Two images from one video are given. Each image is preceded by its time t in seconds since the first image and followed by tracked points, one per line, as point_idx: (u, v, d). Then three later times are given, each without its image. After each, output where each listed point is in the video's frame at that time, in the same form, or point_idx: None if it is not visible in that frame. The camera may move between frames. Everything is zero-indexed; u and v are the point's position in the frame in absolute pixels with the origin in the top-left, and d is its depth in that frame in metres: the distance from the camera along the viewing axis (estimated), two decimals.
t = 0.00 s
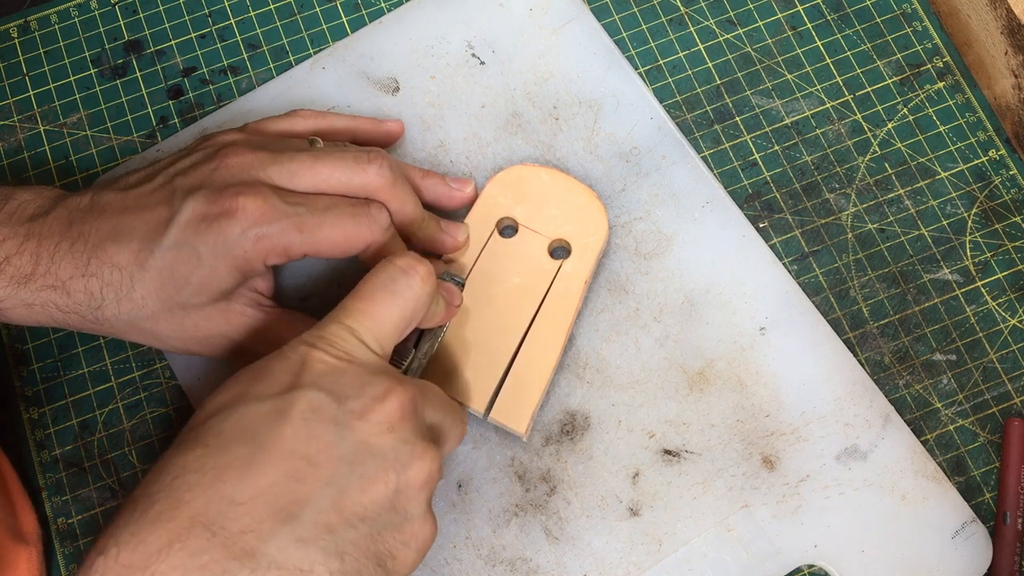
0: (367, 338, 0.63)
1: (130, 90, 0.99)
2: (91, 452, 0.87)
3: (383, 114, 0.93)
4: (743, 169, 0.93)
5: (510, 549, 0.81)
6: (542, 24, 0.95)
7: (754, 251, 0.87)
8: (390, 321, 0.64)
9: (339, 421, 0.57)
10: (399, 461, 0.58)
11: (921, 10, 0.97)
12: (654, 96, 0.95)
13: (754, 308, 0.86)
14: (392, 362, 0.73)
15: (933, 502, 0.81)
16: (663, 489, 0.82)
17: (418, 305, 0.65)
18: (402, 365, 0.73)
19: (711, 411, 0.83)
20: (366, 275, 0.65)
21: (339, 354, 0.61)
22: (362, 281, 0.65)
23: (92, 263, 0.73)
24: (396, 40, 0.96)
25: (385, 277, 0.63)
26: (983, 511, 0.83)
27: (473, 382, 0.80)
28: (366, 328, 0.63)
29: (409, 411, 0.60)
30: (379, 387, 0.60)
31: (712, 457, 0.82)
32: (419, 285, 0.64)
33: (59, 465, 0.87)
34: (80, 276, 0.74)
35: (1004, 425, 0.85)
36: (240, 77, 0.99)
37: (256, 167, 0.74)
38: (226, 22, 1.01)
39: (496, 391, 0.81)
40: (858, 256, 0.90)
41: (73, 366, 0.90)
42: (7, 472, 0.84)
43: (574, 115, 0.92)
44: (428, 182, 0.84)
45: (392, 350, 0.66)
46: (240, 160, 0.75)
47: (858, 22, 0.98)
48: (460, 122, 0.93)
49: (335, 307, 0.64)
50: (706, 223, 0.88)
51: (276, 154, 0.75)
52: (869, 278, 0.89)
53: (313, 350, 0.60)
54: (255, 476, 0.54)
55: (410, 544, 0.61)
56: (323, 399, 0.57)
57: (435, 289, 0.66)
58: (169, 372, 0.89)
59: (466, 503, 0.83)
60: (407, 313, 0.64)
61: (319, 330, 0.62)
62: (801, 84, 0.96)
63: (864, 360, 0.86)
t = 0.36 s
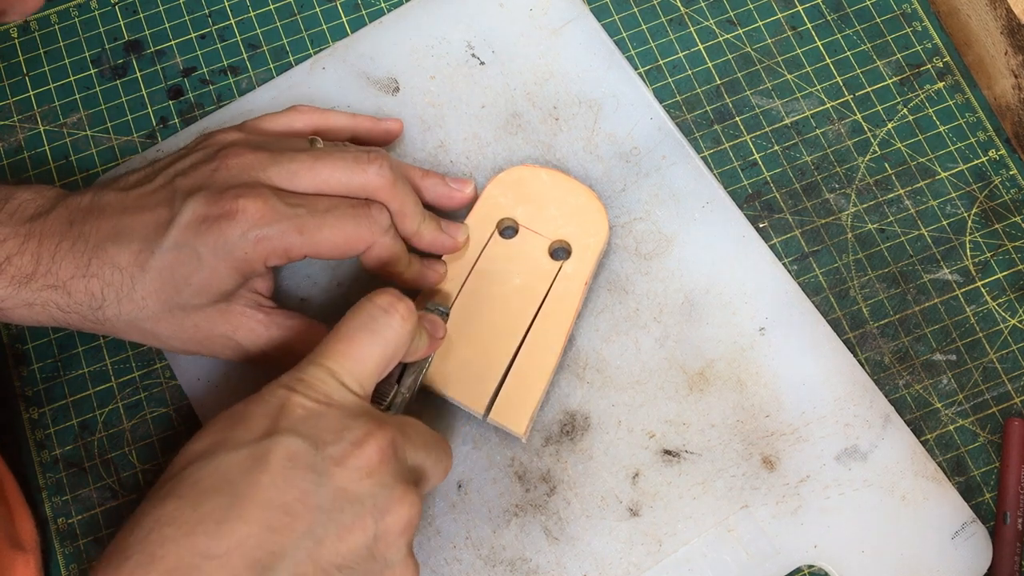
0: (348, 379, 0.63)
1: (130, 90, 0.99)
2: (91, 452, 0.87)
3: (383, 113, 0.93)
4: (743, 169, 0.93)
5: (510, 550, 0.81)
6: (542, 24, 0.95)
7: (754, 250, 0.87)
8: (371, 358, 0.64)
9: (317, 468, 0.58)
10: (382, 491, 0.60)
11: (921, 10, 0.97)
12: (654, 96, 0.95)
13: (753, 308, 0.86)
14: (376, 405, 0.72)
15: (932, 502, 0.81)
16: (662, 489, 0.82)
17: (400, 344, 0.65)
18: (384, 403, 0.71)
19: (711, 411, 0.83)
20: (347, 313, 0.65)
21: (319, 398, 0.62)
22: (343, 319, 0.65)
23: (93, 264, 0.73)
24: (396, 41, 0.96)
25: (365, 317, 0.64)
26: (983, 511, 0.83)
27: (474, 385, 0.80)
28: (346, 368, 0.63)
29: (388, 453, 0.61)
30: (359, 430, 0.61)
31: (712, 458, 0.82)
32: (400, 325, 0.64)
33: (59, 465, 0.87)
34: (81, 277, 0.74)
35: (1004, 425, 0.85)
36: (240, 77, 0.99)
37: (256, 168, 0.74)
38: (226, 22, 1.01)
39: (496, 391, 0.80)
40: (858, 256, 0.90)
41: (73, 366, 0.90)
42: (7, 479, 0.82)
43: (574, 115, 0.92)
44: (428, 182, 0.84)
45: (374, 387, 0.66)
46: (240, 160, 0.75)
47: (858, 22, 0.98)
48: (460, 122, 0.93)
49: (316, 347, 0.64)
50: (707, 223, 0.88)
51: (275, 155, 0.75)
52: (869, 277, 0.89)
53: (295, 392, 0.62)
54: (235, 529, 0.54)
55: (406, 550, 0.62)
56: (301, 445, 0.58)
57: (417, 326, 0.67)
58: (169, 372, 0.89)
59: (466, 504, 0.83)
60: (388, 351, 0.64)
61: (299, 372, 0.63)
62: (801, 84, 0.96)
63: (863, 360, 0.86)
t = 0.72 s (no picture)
0: (322, 435, 0.66)
1: (130, 90, 0.99)
2: (91, 452, 0.88)
3: (383, 113, 0.93)
4: (743, 169, 0.93)
5: (510, 550, 0.81)
6: (542, 24, 0.95)
7: (754, 249, 0.87)
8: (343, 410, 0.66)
9: (289, 532, 0.63)
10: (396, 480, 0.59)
11: (922, 10, 0.97)
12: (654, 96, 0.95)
13: (754, 308, 0.86)
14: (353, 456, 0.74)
15: (932, 503, 0.81)
16: (662, 489, 0.82)
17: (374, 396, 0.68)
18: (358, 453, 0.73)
19: (711, 412, 0.83)
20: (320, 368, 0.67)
21: (291, 457, 0.65)
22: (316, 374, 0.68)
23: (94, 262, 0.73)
24: (396, 41, 0.96)
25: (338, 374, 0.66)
26: (983, 511, 0.83)
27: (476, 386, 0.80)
28: (319, 425, 0.66)
29: (361, 514, 0.65)
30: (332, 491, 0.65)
31: (712, 458, 0.82)
32: (375, 378, 0.66)
33: (59, 465, 0.87)
34: (82, 275, 0.74)
35: (1004, 425, 0.84)
36: (241, 77, 0.99)
37: (258, 168, 0.74)
38: (226, 22, 1.01)
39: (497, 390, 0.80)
40: (858, 256, 0.89)
41: (73, 366, 0.90)
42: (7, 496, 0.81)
43: (574, 115, 0.92)
44: (428, 182, 0.84)
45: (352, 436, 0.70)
46: (241, 159, 0.75)
47: (858, 22, 0.98)
48: (460, 122, 0.93)
49: (292, 402, 0.67)
50: (706, 223, 0.88)
51: (276, 154, 0.75)
52: (869, 277, 0.89)
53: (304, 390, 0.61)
54: None
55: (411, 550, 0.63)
56: (273, 510, 0.63)
57: (394, 375, 0.69)
58: (169, 372, 0.89)
59: (466, 504, 0.83)
60: (364, 404, 0.67)
61: (272, 430, 0.66)
62: (801, 84, 0.96)
63: (864, 360, 0.86)
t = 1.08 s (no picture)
0: (294, 551, 0.67)
1: (132, 86, 0.99)
2: (93, 449, 0.87)
3: (385, 111, 0.93)
4: (745, 168, 0.93)
5: (508, 551, 0.81)
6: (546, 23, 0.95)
7: (757, 252, 0.87)
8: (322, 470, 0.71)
9: None
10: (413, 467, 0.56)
11: (925, 9, 0.97)
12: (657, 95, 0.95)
13: (755, 314, 0.85)
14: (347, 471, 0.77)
15: (932, 511, 0.81)
16: (661, 494, 0.82)
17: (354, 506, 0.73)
18: (321, 552, 0.72)
19: (711, 417, 0.83)
20: (297, 484, 0.71)
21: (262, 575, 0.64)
22: (291, 490, 0.70)
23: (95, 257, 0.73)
24: (399, 39, 0.96)
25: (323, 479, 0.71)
26: (985, 509, 0.83)
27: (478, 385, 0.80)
28: (292, 542, 0.67)
29: None
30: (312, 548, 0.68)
31: (711, 464, 0.82)
32: (361, 499, 0.72)
33: (60, 461, 0.87)
34: (82, 269, 0.74)
35: (1007, 423, 0.84)
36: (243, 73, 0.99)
37: (262, 166, 0.74)
38: (229, 19, 1.01)
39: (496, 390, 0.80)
40: (860, 254, 0.89)
41: (74, 363, 0.90)
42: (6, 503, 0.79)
43: (578, 117, 0.92)
44: (432, 183, 0.85)
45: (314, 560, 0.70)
46: (243, 156, 0.75)
47: (861, 20, 0.98)
48: (463, 120, 0.93)
49: (259, 523, 0.68)
50: (708, 228, 0.88)
51: (281, 151, 0.75)
52: (872, 275, 0.89)
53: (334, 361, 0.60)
54: None
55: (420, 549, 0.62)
56: None
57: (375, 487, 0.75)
58: (170, 368, 0.89)
59: (463, 506, 0.82)
60: (341, 525, 0.70)
61: (241, 546, 0.65)
62: (804, 82, 0.96)
63: (866, 357, 0.86)
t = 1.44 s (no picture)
0: (401, 341, 0.63)
1: (131, 87, 0.99)
2: (92, 449, 0.88)
3: (385, 114, 0.94)
4: (743, 169, 0.93)
5: (506, 552, 0.81)
6: (545, 26, 0.96)
7: (755, 254, 0.87)
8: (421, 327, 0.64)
9: (360, 456, 0.60)
10: (414, 485, 0.62)
11: (923, 11, 0.97)
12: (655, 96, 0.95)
13: (753, 315, 0.86)
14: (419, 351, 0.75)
15: (930, 512, 0.81)
16: (659, 494, 0.82)
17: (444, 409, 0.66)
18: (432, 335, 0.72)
19: (709, 417, 0.83)
20: (408, 268, 0.65)
21: (367, 363, 0.61)
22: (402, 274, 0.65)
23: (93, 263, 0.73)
24: (398, 41, 0.96)
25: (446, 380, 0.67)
26: (982, 510, 0.83)
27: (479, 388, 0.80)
28: (399, 333, 0.63)
29: (432, 430, 0.63)
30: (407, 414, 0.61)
31: (709, 464, 0.82)
32: (461, 292, 0.66)
33: (60, 462, 0.87)
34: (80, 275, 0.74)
35: (1005, 424, 0.84)
36: (243, 76, 0.99)
37: (260, 171, 0.74)
38: (227, 20, 1.01)
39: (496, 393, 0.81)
40: (858, 255, 0.90)
41: (73, 364, 0.90)
42: None
43: (577, 118, 0.93)
44: (432, 186, 0.85)
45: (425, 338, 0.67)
46: (242, 163, 0.75)
47: (858, 22, 0.98)
48: (462, 122, 0.93)
49: (369, 304, 0.64)
50: (706, 229, 0.88)
51: (279, 156, 0.75)
52: (869, 277, 0.89)
53: (346, 363, 0.61)
54: None
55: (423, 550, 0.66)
56: (347, 432, 0.60)
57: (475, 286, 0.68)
58: (169, 369, 0.89)
59: (462, 507, 0.83)
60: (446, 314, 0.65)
61: (351, 337, 0.62)
62: (801, 84, 0.96)
63: (863, 359, 0.87)
